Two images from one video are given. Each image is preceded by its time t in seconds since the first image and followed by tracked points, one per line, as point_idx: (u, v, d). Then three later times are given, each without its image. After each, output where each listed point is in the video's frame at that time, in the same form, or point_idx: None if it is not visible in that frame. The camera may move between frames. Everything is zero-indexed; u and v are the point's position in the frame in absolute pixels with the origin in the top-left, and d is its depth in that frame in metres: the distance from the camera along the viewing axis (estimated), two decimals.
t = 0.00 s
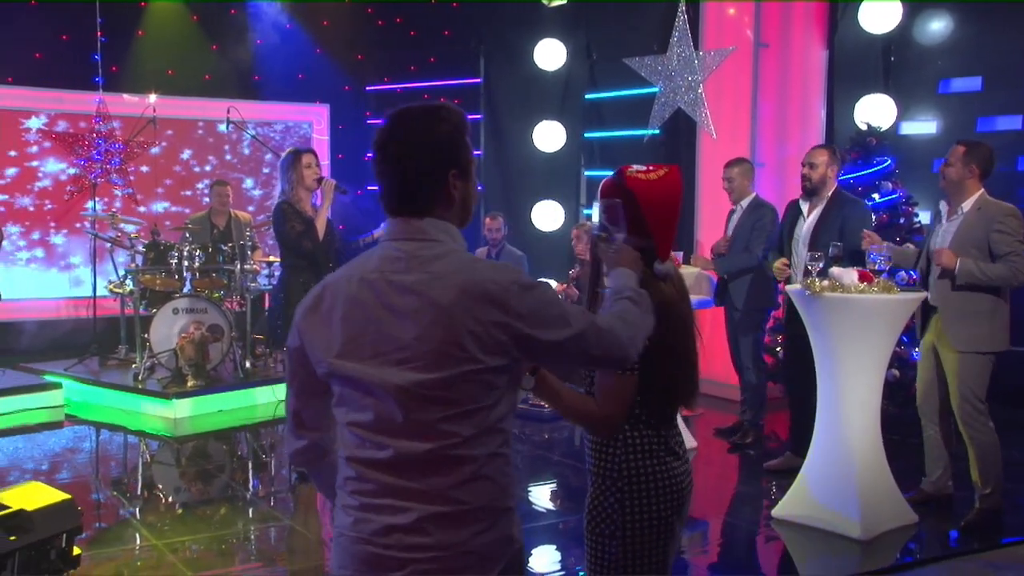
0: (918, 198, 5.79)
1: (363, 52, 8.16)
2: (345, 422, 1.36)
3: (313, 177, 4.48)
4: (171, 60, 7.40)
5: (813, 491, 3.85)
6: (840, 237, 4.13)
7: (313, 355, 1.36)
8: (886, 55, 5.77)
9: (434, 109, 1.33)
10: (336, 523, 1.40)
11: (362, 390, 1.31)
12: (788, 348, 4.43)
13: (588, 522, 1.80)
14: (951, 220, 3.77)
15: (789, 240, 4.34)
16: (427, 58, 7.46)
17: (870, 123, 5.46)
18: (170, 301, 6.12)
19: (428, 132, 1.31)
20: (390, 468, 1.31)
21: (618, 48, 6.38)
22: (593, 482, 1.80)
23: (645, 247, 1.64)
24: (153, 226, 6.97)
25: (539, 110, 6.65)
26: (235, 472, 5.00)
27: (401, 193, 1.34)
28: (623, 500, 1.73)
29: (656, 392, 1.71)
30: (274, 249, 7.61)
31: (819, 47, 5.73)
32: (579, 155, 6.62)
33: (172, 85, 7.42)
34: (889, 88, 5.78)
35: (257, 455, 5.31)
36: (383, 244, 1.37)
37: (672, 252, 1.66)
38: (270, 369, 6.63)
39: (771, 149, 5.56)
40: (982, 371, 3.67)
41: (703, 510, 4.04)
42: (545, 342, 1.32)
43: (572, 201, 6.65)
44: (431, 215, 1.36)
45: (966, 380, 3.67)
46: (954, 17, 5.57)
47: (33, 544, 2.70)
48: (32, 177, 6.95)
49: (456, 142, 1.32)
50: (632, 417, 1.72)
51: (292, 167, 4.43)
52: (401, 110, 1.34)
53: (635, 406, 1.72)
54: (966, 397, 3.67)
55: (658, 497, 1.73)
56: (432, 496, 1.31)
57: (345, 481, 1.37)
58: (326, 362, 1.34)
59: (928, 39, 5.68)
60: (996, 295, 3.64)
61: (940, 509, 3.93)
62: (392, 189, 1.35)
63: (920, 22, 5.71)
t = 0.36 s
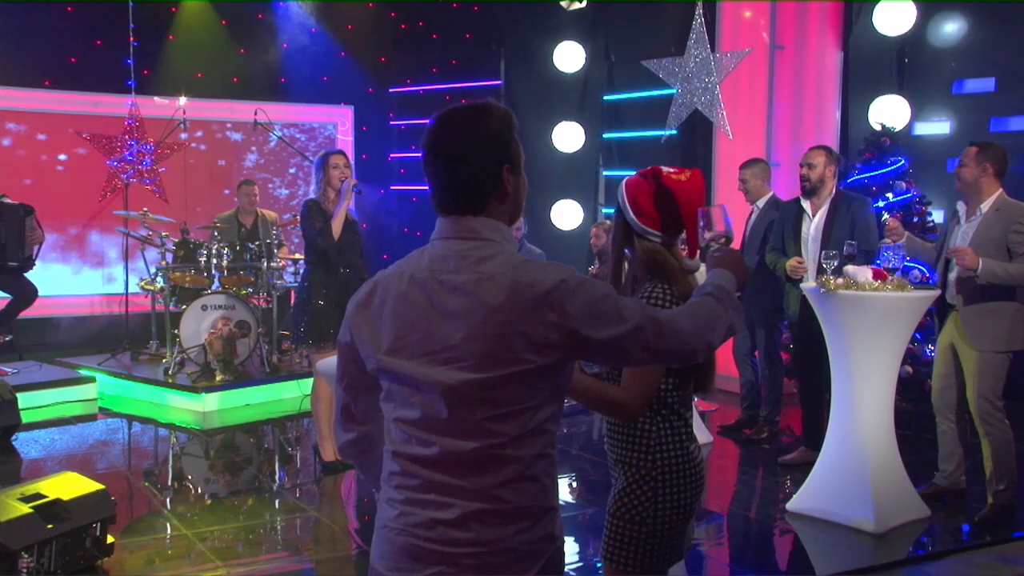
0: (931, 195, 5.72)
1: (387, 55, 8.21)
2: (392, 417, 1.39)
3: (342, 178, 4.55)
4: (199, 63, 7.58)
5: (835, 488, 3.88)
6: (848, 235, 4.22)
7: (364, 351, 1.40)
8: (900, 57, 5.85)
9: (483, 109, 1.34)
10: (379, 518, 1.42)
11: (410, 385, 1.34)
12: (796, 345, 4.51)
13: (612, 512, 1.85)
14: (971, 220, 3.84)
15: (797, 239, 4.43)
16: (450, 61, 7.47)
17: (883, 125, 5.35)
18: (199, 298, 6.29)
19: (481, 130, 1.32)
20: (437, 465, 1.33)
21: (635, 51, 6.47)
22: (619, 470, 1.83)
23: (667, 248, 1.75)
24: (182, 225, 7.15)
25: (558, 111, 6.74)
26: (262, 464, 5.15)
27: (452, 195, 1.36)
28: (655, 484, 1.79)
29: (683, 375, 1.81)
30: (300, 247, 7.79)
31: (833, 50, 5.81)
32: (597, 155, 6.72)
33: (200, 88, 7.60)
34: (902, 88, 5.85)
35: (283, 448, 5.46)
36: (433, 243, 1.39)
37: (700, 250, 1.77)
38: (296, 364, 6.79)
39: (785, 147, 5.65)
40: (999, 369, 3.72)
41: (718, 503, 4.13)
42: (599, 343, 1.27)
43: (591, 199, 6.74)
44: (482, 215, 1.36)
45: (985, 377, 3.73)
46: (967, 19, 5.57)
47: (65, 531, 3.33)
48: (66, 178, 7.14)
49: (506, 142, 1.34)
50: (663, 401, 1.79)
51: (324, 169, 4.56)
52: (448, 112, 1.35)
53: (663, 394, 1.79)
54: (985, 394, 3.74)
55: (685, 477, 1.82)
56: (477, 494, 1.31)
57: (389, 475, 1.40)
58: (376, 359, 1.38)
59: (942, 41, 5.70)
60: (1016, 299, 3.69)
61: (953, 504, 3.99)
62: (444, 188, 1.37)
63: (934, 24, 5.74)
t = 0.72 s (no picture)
0: (945, 198, 5.52)
1: (410, 58, 8.35)
2: (428, 426, 1.40)
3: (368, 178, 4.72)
4: (227, 67, 7.75)
5: (853, 488, 3.94)
6: (860, 235, 4.28)
7: (396, 360, 1.39)
8: (914, 59, 5.60)
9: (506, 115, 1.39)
10: (407, 529, 1.44)
11: (449, 393, 1.36)
12: (812, 340, 4.56)
13: (632, 506, 1.92)
14: (993, 226, 3.89)
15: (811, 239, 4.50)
16: (471, 64, 7.51)
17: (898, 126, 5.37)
18: (226, 295, 6.44)
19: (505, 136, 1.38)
20: (477, 473, 1.36)
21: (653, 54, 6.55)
22: (640, 467, 1.91)
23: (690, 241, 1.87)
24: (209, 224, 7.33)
25: (578, 113, 6.80)
26: (288, 457, 5.29)
27: (474, 201, 1.41)
28: (676, 482, 1.86)
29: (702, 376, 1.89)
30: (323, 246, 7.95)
31: (848, 51, 5.86)
32: (615, 156, 6.78)
33: (228, 91, 7.77)
34: (916, 91, 5.61)
35: (308, 442, 5.60)
36: (466, 249, 1.41)
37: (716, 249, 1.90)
38: (320, 360, 6.94)
39: (800, 148, 5.80)
40: (1017, 372, 3.78)
41: (733, 497, 4.21)
42: (632, 343, 1.36)
43: (608, 199, 6.82)
44: (502, 221, 1.41)
45: (1003, 379, 3.80)
46: (981, 22, 5.31)
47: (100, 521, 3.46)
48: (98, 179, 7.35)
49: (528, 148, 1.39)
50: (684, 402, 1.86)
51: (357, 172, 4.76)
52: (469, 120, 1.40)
53: (683, 391, 1.86)
54: (1000, 394, 3.79)
55: (706, 476, 1.89)
56: (514, 500, 1.37)
57: (419, 484, 1.42)
58: (411, 367, 1.37)
59: (956, 44, 5.44)
60: None
61: (967, 500, 4.05)
62: (468, 194, 1.41)
63: (948, 26, 5.47)
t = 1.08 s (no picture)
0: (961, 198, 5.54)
1: (433, 59, 8.56)
2: (450, 415, 1.40)
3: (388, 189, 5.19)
4: (256, 69, 7.92)
5: (869, 480, 4.00)
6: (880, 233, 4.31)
7: (415, 353, 1.36)
8: (929, 60, 5.64)
9: (501, 107, 1.43)
10: (425, 517, 1.44)
11: (475, 381, 1.38)
12: (834, 340, 4.62)
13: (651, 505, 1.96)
14: (997, 217, 3.99)
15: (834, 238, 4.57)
16: (493, 65, 7.65)
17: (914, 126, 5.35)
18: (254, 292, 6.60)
19: (506, 128, 1.41)
20: (503, 456, 1.41)
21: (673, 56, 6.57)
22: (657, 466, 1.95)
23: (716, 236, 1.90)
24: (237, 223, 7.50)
25: (597, 113, 6.98)
26: (313, 450, 5.44)
27: (476, 196, 1.44)
28: (690, 481, 1.89)
29: (717, 373, 1.91)
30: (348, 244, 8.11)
31: (864, 51, 5.79)
32: (635, 155, 6.84)
33: (257, 93, 7.95)
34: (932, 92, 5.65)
35: (334, 435, 5.75)
36: (473, 240, 1.43)
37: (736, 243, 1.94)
38: (345, 356, 7.10)
39: (817, 150, 5.83)
40: None
41: (749, 491, 4.28)
42: (631, 324, 1.53)
43: (627, 198, 6.90)
44: (501, 211, 1.45)
45: (1014, 369, 3.85)
46: (997, 23, 5.36)
47: (133, 510, 3.61)
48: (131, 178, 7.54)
49: (528, 140, 1.44)
50: (697, 400, 1.88)
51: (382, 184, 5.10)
52: (464, 115, 1.42)
53: (697, 391, 1.88)
54: (1014, 387, 3.84)
55: (722, 475, 1.90)
56: (536, 478, 1.43)
57: (437, 473, 1.43)
58: (434, 360, 1.36)
59: (971, 44, 5.48)
60: None
61: (982, 495, 4.10)
62: (466, 190, 1.45)
63: (963, 27, 5.52)
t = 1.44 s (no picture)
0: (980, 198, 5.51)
1: (458, 62, 8.61)
2: (465, 410, 1.46)
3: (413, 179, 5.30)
4: (285, 71, 8.07)
5: (888, 477, 4.04)
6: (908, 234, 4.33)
7: (438, 348, 1.41)
8: (950, 60, 5.63)
9: (510, 112, 1.51)
10: (441, 515, 1.49)
11: (492, 375, 1.45)
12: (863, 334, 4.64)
13: (683, 508, 1.99)
14: (1008, 217, 4.15)
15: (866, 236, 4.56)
16: (517, 66, 7.74)
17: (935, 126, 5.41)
18: (282, 289, 6.75)
19: (518, 130, 1.49)
20: (516, 450, 1.48)
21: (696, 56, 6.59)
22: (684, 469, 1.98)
23: (732, 235, 1.89)
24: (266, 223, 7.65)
25: (619, 114, 7.05)
26: (340, 445, 5.57)
27: (482, 197, 1.51)
28: (711, 484, 1.91)
29: (738, 375, 1.92)
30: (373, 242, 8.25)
31: (885, 52, 5.80)
32: (657, 155, 6.94)
33: (285, 94, 8.10)
34: (952, 92, 5.63)
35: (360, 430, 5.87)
36: (481, 239, 1.48)
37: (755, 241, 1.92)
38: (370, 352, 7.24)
39: (838, 150, 5.85)
40: None
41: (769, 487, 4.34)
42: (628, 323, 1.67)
43: (649, 197, 6.98)
44: (510, 211, 1.52)
45: None
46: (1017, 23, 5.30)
47: (165, 501, 3.74)
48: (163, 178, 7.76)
49: (535, 143, 1.52)
50: (715, 403, 1.90)
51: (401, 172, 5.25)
52: (474, 116, 1.50)
53: (717, 392, 1.90)
54: None
55: (747, 478, 1.89)
56: (545, 470, 1.51)
57: (451, 470, 1.47)
58: (457, 356, 1.42)
59: (992, 44, 5.44)
60: None
61: (1001, 492, 4.14)
62: (475, 192, 1.51)
63: (984, 27, 5.47)
